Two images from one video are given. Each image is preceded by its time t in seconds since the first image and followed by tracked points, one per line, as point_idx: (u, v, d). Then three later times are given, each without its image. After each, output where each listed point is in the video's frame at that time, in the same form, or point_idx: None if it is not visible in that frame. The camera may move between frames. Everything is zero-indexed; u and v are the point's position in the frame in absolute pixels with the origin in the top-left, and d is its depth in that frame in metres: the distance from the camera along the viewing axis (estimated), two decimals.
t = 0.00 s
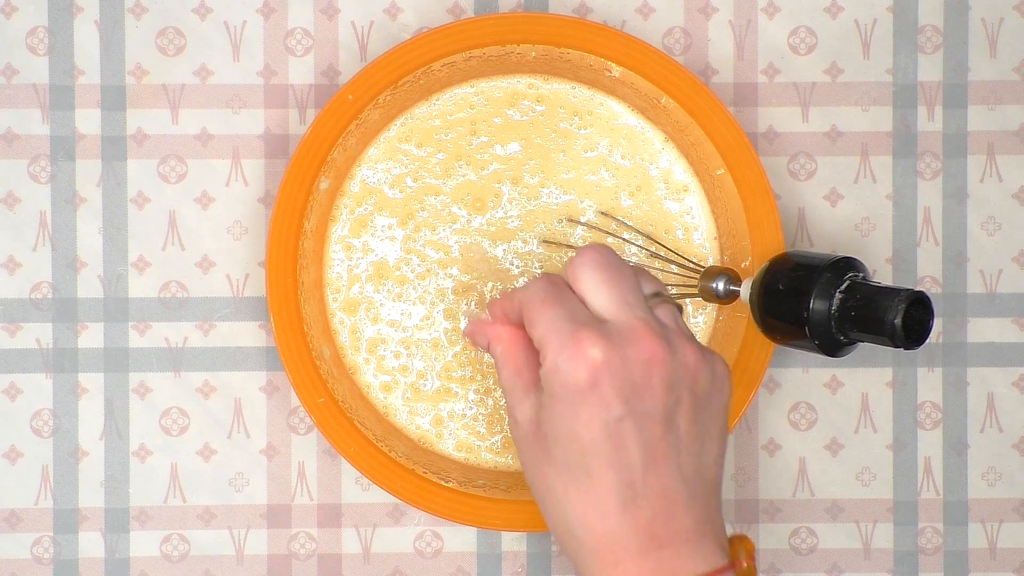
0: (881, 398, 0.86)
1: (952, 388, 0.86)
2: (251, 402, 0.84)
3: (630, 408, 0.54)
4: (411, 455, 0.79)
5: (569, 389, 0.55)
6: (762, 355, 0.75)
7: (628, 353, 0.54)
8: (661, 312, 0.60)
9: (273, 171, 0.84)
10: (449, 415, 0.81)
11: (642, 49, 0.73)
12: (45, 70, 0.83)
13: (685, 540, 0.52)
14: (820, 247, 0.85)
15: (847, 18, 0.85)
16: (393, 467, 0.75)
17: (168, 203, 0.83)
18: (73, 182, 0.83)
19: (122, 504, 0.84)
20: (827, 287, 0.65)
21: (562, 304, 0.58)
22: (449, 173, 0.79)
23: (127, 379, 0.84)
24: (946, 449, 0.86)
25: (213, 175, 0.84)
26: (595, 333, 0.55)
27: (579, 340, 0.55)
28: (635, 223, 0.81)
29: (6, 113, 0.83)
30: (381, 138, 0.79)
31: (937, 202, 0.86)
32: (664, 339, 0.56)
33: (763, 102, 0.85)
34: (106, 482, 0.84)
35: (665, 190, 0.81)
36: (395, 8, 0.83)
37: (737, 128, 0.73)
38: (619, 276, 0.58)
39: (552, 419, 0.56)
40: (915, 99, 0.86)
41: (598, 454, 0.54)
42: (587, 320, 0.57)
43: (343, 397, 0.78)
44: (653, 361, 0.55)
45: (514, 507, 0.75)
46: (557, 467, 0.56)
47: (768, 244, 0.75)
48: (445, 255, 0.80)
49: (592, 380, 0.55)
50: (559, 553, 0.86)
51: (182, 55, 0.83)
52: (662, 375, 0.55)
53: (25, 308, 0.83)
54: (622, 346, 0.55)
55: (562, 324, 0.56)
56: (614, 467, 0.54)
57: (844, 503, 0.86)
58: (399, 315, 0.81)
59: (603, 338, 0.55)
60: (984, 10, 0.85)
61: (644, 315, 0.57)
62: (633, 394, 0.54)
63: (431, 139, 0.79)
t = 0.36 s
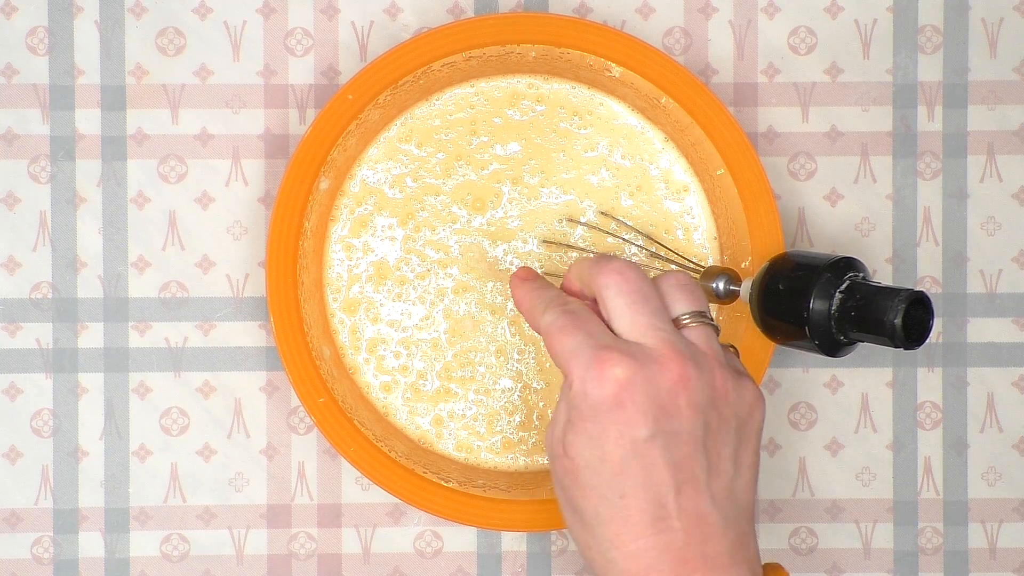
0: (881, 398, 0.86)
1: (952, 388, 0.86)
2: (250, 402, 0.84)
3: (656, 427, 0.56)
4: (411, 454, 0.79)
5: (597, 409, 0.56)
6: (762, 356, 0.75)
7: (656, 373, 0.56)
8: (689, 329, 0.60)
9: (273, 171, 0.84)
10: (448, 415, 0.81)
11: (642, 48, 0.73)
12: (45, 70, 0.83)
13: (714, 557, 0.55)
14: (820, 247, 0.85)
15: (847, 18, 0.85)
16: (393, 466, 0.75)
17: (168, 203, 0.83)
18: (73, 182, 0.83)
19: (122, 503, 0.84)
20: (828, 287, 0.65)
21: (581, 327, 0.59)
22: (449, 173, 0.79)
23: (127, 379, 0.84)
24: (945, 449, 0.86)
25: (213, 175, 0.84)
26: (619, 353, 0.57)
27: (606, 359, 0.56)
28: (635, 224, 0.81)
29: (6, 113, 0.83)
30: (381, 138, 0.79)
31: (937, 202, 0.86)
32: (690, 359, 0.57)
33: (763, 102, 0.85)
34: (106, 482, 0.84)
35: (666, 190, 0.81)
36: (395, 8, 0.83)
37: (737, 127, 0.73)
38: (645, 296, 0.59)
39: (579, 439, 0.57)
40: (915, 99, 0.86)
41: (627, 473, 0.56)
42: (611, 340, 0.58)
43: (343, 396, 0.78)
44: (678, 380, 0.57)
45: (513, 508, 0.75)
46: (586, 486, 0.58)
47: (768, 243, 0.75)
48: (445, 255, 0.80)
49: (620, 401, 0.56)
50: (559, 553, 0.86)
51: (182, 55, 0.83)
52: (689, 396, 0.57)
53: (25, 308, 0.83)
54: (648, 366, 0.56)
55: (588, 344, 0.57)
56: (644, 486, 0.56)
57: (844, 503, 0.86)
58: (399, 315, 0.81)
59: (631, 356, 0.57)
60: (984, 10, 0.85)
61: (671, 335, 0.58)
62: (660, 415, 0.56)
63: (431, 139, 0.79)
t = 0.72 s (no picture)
0: (881, 398, 0.86)
1: (952, 388, 0.86)
2: (250, 402, 0.84)
3: (639, 446, 0.62)
4: (411, 454, 0.79)
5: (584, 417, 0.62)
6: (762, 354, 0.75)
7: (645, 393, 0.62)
8: (689, 346, 0.65)
9: (273, 171, 0.84)
10: (448, 415, 0.81)
11: (643, 49, 0.73)
12: (45, 70, 0.83)
13: (685, 569, 0.60)
14: (820, 247, 0.85)
15: (847, 18, 0.85)
16: (393, 466, 0.74)
17: (168, 203, 0.83)
18: (73, 182, 0.83)
19: (122, 504, 0.84)
20: (828, 287, 0.65)
21: (581, 330, 0.62)
22: (449, 173, 0.79)
23: (127, 379, 0.84)
24: (946, 449, 0.86)
25: (213, 175, 0.84)
26: (611, 368, 0.62)
27: (598, 371, 0.61)
28: (635, 223, 0.81)
29: (6, 113, 0.83)
30: (380, 139, 0.79)
31: (936, 202, 0.86)
32: (679, 381, 0.63)
33: (763, 102, 0.85)
34: (106, 482, 0.84)
35: (666, 190, 0.81)
36: (395, 8, 0.83)
37: (736, 127, 0.73)
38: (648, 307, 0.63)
39: (565, 446, 0.63)
40: (915, 99, 0.86)
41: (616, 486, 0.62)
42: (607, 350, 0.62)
43: (343, 396, 0.78)
44: (664, 403, 0.62)
45: (514, 508, 0.75)
46: (565, 492, 0.64)
47: (768, 242, 0.75)
48: (445, 255, 0.80)
49: (606, 416, 0.62)
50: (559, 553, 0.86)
51: (182, 55, 0.83)
52: (672, 419, 0.62)
53: (25, 308, 0.83)
54: (636, 385, 0.62)
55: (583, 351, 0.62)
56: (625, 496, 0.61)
57: (844, 503, 0.86)
58: (399, 315, 0.81)
59: (621, 373, 0.62)
60: (984, 10, 0.85)
61: (666, 355, 0.63)
62: (642, 436, 0.62)
63: (431, 139, 0.79)
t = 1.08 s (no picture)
0: (881, 399, 0.86)
1: (952, 388, 0.86)
2: (251, 402, 0.84)
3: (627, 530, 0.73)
4: (411, 454, 0.79)
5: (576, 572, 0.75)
6: (762, 353, 0.75)
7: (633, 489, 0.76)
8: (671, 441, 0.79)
9: (273, 171, 0.84)
10: (448, 415, 0.81)
11: (642, 49, 0.73)
12: (45, 70, 0.83)
13: None
14: (820, 247, 0.85)
15: (847, 18, 0.85)
16: (393, 465, 0.75)
17: (169, 203, 0.83)
18: (73, 183, 0.83)
19: (122, 504, 0.84)
20: (828, 287, 0.65)
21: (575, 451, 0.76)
22: (449, 173, 0.79)
23: (127, 379, 0.84)
24: (946, 449, 0.86)
25: (213, 175, 0.84)
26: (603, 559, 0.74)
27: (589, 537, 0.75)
28: (635, 223, 0.81)
29: (6, 113, 0.83)
30: (380, 139, 0.79)
31: (937, 202, 0.86)
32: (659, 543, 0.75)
33: (763, 102, 0.85)
34: (106, 482, 0.84)
35: (666, 190, 0.81)
36: (395, 8, 0.83)
37: (736, 127, 0.74)
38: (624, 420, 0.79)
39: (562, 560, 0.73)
40: (915, 99, 0.86)
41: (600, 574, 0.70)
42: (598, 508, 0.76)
43: (343, 396, 0.78)
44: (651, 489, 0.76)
45: (514, 507, 0.75)
46: None
47: (768, 242, 0.75)
48: (445, 255, 0.80)
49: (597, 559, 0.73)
50: (559, 553, 0.86)
51: (182, 55, 0.83)
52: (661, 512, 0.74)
53: (25, 308, 0.83)
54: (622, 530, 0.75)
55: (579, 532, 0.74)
56: None
57: (844, 503, 0.86)
58: (399, 315, 0.81)
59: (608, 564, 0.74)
60: (984, 10, 0.85)
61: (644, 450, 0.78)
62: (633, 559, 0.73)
63: (431, 139, 0.79)
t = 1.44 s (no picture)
0: (881, 399, 0.86)
1: (952, 388, 0.86)
2: (251, 402, 0.84)
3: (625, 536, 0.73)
4: (411, 454, 0.79)
5: None
6: (762, 353, 0.75)
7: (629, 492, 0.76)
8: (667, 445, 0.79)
9: (273, 171, 0.84)
10: (448, 415, 0.81)
11: (642, 49, 0.73)
12: (45, 70, 0.83)
13: None
14: (820, 247, 0.85)
15: (847, 18, 0.85)
16: (393, 465, 0.75)
17: (169, 203, 0.84)
18: (73, 183, 0.83)
19: (122, 504, 0.84)
20: (828, 288, 0.65)
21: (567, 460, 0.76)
22: (449, 173, 0.80)
23: (127, 379, 0.84)
24: (946, 449, 0.86)
25: (213, 175, 0.84)
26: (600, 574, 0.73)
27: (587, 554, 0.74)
28: (634, 223, 0.81)
29: (6, 113, 0.83)
30: (379, 139, 0.79)
31: (937, 202, 0.86)
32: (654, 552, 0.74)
33: (763, 102, 0.85)
34: (106, 482, 0.84)
35: (666, 190, 0.81)
36: (395, 8, 0.83)
37: (736, 126, 0.74)
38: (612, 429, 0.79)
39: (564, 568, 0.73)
40: (915, 99, 0.86)
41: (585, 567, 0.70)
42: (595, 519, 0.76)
43: (343, 396, 0.78)
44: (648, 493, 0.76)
45: (514, 506, 0.75)
46: None
47: (768, 242, 0.75)
48: (445, 255, 0.80)
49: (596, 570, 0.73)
50: (559, 553, 0.86)
51: (182, 55, 0.83)
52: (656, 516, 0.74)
53: (25, 308, 0.83)
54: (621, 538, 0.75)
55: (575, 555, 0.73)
56: None
57: (844, 503, 0.86)
58: (399, 315, 0.81)
59: None
60: (984, 10, 0.85)
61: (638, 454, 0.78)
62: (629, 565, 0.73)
63: (431, 139, 0.79)
